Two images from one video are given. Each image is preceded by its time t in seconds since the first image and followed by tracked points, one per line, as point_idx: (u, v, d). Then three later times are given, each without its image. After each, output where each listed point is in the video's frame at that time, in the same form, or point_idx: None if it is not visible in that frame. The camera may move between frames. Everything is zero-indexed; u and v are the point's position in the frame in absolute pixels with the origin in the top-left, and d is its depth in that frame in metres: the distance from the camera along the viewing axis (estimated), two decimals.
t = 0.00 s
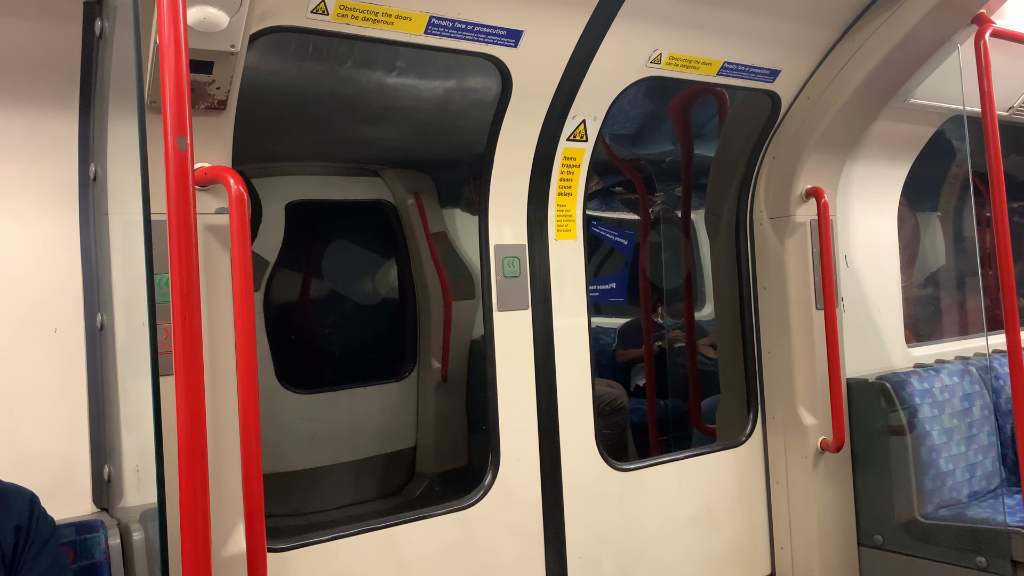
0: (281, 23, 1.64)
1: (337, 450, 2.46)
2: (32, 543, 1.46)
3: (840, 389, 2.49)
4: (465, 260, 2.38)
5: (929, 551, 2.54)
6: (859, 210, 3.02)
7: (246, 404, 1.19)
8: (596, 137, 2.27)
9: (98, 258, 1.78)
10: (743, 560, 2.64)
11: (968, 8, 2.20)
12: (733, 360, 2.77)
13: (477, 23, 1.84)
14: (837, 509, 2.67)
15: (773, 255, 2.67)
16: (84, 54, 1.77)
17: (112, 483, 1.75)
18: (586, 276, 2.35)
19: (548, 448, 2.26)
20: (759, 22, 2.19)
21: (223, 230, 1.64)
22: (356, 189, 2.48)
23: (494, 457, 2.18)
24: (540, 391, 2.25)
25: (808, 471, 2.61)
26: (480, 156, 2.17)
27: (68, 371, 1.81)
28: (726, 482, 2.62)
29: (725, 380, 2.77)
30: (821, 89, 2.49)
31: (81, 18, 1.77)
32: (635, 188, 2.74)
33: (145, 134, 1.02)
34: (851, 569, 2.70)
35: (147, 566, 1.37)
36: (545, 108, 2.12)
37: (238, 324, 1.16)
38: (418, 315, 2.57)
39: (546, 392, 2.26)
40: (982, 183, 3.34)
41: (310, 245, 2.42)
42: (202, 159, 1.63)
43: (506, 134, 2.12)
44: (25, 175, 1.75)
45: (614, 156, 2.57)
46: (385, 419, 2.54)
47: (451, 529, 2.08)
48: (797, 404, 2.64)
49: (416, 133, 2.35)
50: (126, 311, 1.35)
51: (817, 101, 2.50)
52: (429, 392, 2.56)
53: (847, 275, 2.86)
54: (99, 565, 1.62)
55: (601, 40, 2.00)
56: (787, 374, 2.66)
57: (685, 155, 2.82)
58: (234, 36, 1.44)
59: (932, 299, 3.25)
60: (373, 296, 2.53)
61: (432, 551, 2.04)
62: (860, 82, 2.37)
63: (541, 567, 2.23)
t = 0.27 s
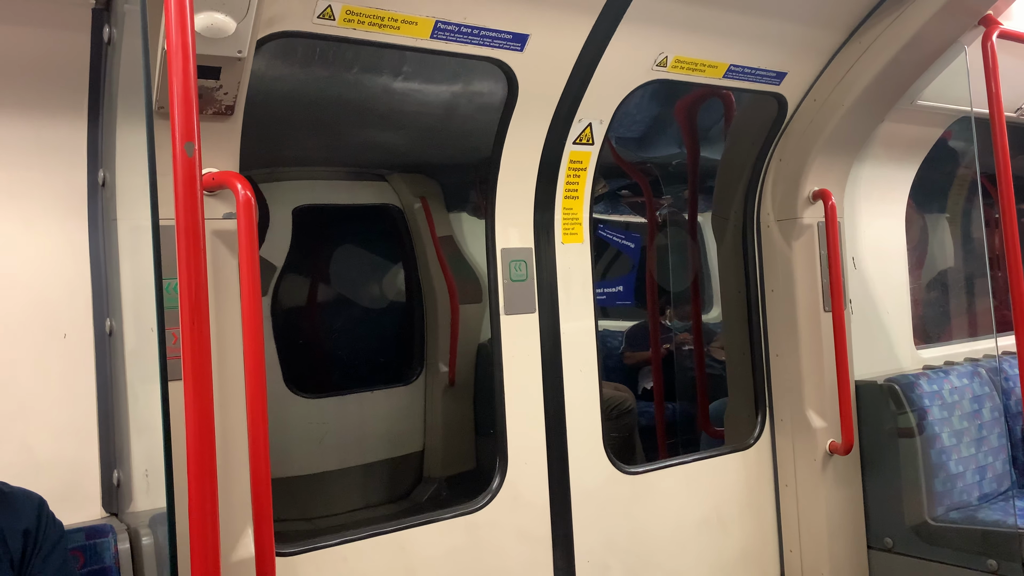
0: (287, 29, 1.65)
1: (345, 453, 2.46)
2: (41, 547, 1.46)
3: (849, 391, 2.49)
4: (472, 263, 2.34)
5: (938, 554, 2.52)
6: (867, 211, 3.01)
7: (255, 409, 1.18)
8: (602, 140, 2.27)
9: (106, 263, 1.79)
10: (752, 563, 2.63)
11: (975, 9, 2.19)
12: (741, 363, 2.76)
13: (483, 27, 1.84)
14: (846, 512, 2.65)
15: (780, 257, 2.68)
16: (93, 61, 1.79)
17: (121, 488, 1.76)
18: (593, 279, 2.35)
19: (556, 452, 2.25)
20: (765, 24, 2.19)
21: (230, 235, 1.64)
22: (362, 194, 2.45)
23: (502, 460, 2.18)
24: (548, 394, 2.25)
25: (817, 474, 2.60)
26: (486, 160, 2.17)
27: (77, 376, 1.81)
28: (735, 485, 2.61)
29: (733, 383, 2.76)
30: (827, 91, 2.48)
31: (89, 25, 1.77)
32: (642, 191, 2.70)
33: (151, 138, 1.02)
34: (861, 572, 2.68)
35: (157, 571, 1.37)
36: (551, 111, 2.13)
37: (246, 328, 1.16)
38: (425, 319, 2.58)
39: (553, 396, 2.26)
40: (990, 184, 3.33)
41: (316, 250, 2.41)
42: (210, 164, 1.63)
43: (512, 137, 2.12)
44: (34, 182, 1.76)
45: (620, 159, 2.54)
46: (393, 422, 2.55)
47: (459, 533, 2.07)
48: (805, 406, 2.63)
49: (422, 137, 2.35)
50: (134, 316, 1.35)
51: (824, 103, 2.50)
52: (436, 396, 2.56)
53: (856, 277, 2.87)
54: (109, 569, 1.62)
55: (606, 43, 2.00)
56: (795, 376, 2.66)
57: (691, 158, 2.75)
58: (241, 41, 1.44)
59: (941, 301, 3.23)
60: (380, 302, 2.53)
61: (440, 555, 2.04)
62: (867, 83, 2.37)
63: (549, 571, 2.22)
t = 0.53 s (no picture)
0: (289, 27, 1.65)
1: (344, 452, 2.46)
2: (39, 544, 1.46)
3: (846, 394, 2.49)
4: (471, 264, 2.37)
5: (935, 558, 2.52)
6: (866, 215, 3.01)
7: (254, 407, 1.18)
8: (602, 141, 2.28)
9: (106, 261, 1.79)
10: (749, 566, 2.63)
11: (975, 14, 2.20)
12: (739, 365, 2.76)
13: (484, 28, 1.84)
14: (844, 514, 2.65)
15: (779, 260, 2.68)
16: (94, 57, 1.79)
17: (120, 485, 1.76)
18: (592, 280, 2.35)
19: (554, 453, 2.25)
20: (766, 27, 2.19)
21: (230, 232, 1.64)
22: (362, 193, 2.47)
23: (500, 460, 2.18)
24: (547, 395, 2.25)
25: (815, 476, 2.60)
26: (486, 160, 2.18)
27: (75, 373, 1.81)
28: (733, 487, 2.61)
29: (732, 385, 2.76)
30: (828, 94, 2.49)
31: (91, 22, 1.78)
32: (642, 192, 2.71)
33: (153, 136, 1.02)
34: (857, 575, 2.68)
35: (154, 568, 1.37)
36: (551, 112, 2.13)
37: (245, 326, 1.16)
38: (424, 318, 2.59)
39: (552, 396, 2.26)
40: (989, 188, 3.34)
41: (316, 248, 2.41)
42: (211, 162, 1.64)
43: (512, 138, 2.12)
44: (34, 178, 1.76)
45: (621, 161, 2.55)
46: (391, 422, 2.55)
47: (457, 533, 2.07)
48: (803, 409, 2.63)
49: (423, 136, 2.35)
50: (133, 313, 1.35)
51: (824, 106, 2.50)
52: (435, 395, 2.57)
53: (854, 279, 2.86)
54: (106, 567, 1.62)
55: (607, 44, 2.00)
56: (793, 379, 2.66)
57: (691, 159, 2.76)
58: (242, 39, 1.44)
59: (940, 306, 3.24)
60: (378, 301, 2.53)
61: (437, 555, 2.04)
62: (867, 87, 2.37)
63: (547, 572, 2.22)
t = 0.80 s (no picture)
0: (283, 26, 1.64)
1: (341, 450, 2.46)
2: (34, 545, 1.46)
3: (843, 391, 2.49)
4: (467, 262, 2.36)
5: (931, 553, 2.53)
6: (862, 211, 3.01)
7: (249, 408, 1.18)
8: (598, 139, 2.28)
9: (101, 261, 1.79)
10: (746, 562, 2.64)
11: (969, 10, 2.20)
12: (736, 362, 2.77)
13: (479, 25, 1.84)
14: (840, 510, 2.66)
15: (775, 256, 2.68)
16: (87, 56, 1.78)
17: (115, 486, 1.75)
18: (588, 277, 2.35)
19: (551, 450, 2.26)
20: (761, 24, 2.19)
21: (225, 232, 1.64)
22: (358, 191, 2.47)
23: (497, 459, 2.18)
24: (543, 393, 2.25)
25: (811, 472, 2.61)
26: (482, 158, 2.17)
27: (70, 374, 1.81)
28: (730, 483, 2.62)
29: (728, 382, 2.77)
30: (823, 91, 2.49)
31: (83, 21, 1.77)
32: (637, 189, 2.72)
33: (145, 135, 1.01)
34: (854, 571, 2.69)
35: (150, 569, 1.37)
36: (547, 110, 2.13)
37: (240, 326, 1.16)
38: (420, 316, 2.58)
39: (549, 394, 2.26)
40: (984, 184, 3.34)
41: (312, 247, 2.42)
42: (205, 161, 1.63)
43: (508, 136, 2.12)
44: (27, 178, 1.75)
45: (616, 158, 2.54)
46: (388, 420, 2.55)
47: (454, 531, 2.07)
48: (800, 406, 2.64)
49: (418, 135, 2.35)
50: (128, 313, 1.35)
51: (819, 103, 2.50)
52: (432, 393, 2.57)
53: (851, 276, 2.87)
54: (102, 568, 1.62)
55: (602, 42, 2.00)
56: (789, 375, 2.67)
57: (686, 158, 2.75)
58: (236, 38, 1.44)
59: (937, 302, 3.25)
60: (375, 299, 2.54)
61: (435, 553, 2.04)
62: (862, 83, 2.38)
63: (544, 570, 2.22)
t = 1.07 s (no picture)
0: (289, 31, 1.65)
1: (345, 455, 2.46)
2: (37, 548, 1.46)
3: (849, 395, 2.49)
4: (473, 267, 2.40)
5: (938, 558, 2.52)
6: (868, 216, 3.01)
7: (255, 411, 1.18)
8: (602, 143, 2.28)
9: (108, 265, 1.80)
10: (751, 567, 2.63)
11: (975, 14, 2.19)
12: (741, 366, 2.76)
13: (484, 30, 1.84)
14: (846, 515, 2.65)
15: (780, 260, 2.68)
16: (95, 62, 1.79)
17: (121, 489, 1.76)
18: (593, 281, 2.35)
19: (556, 454, 2.25)
20: (766, 28, 2.19)
21: (231, 236, 1.65)
22: (364, 197, 2.47)
23: (502, 462, 2.18)
24: (548, 397, 2.25)
25: (816, 477, 2.60)
26: (487, 163, 2.18)
27: (77, 377, 1.81)
28: (735, 488, 2.61)
29: (733, 386, 2.77)
30: (828, 95, 2.49)
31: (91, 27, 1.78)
32: (643, 194, 2.71)
33: (153, 141, 1.01)
34: None
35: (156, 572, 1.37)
36: (552, 115, 2.13)
37: (246, 330, 1.16)
38: (425, 320, 2.58)
39: (553, 398, 2.26)
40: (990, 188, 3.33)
41: (316, 251, 2.41)
42: (211, 166, 1.64)
43: (512, 140, 2.12)
44: (35, 183, 1.77)
45: (622, 162, 2.58)
46: (393, 424, 2.55)
47: (459, 535, 2.07)
48: (805, 410, 2.63)
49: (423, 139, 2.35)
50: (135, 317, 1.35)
51: (825, 107, 2.50)
52: (436, 398, 2.56)
53: (856, 280, 2.86)
54: (109, 571, 1.62)
55: (607, 46, 2.00)
56: (795, 380, 2.66)
57: (692, 162, 2.79)
58: (243, 43, 1.44)
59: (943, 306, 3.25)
60: (381, 303, 2.53)
61: (440, 557, 2.04)
62: (868, 87, 2.37)
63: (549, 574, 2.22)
